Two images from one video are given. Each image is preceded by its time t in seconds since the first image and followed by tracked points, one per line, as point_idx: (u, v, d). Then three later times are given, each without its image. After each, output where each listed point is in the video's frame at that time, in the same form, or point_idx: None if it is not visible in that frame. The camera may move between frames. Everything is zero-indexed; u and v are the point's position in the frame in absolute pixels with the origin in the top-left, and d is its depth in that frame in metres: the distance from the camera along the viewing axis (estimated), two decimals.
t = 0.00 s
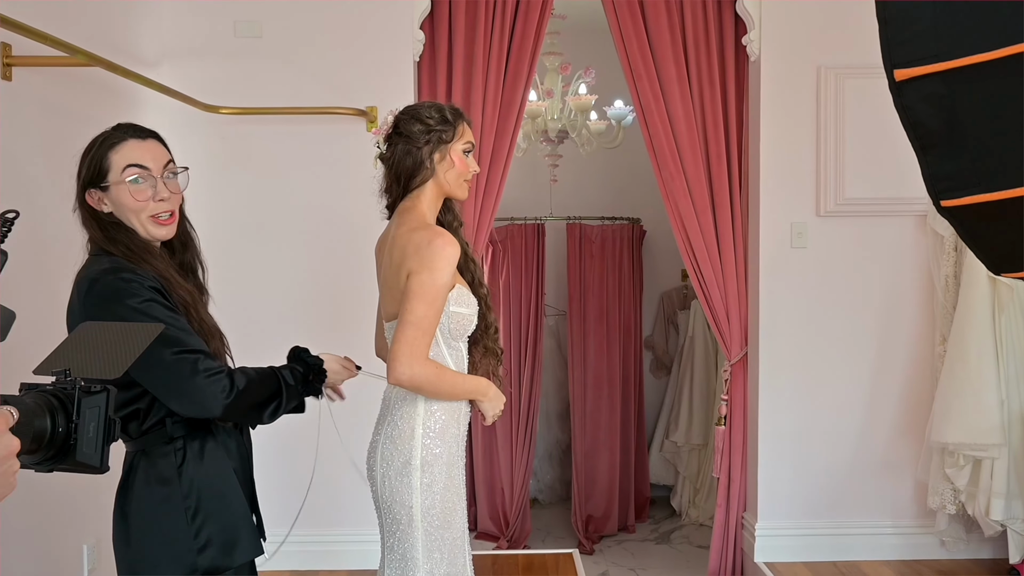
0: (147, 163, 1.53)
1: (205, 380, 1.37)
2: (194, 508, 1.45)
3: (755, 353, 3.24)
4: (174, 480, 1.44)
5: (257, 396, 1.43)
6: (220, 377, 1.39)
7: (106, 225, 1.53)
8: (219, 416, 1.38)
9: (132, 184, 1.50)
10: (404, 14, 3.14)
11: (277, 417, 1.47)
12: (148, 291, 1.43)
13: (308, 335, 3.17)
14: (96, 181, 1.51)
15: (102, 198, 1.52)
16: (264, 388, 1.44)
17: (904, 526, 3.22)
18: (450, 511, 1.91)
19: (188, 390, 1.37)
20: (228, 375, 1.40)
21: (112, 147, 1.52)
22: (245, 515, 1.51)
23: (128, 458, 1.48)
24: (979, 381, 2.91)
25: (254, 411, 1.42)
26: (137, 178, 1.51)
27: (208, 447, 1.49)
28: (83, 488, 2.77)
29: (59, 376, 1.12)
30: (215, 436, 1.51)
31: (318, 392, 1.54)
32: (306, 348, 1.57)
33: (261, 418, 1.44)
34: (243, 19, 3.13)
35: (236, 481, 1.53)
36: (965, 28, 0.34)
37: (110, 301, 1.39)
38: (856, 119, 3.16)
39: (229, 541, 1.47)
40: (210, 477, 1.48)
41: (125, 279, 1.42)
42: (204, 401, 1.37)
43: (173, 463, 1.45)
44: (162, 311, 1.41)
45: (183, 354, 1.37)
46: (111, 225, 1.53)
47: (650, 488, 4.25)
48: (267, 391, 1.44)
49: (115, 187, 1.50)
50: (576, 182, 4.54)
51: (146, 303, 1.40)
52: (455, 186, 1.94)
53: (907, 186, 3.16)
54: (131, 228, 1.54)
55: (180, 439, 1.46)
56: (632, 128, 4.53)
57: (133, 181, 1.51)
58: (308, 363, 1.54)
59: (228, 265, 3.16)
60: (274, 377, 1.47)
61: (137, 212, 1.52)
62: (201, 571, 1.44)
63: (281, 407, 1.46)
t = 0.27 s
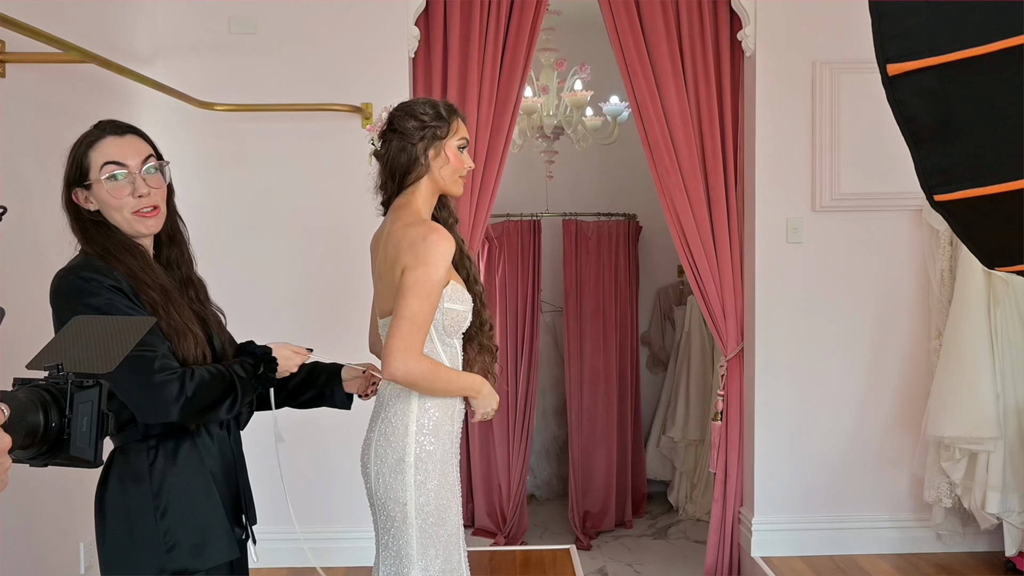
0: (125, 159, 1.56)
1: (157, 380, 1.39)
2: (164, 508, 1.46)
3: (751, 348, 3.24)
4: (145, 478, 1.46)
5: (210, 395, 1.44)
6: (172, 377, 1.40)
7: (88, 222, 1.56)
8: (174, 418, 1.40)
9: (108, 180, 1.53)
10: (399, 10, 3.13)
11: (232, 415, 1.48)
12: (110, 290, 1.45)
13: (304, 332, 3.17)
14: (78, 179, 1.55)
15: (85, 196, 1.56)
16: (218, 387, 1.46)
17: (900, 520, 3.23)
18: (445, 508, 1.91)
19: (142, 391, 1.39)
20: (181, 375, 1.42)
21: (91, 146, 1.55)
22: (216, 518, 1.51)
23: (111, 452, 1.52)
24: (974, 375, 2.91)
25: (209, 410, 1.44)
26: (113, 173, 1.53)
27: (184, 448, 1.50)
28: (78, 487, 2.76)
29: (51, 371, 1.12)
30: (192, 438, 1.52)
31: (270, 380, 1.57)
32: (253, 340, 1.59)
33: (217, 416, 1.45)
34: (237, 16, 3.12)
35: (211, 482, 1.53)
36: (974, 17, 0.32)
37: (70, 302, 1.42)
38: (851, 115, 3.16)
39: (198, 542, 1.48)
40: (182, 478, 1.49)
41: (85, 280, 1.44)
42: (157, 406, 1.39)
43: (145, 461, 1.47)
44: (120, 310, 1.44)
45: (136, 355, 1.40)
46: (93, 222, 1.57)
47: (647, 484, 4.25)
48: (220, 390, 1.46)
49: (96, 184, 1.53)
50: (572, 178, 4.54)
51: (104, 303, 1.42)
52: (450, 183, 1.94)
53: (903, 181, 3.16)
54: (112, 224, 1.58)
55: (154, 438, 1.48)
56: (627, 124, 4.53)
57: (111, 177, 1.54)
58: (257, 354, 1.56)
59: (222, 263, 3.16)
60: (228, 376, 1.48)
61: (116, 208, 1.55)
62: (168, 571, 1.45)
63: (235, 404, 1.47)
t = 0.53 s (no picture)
0: (123, 155, 1.55)
1: (130, 376, 1.40)
2: (135, 507, 1.47)
3: (748, 343, 3.25)
4: (120, 476, 1.48)
5: (180, 395, 1.44)
6: (143, 373, 1.41)
7: (86, 218, 1.56)
8: (144, 416, 1.41)
9: (107, 176, 1.53)
10: (395, 5, 3.13)
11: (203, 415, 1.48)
12: (91, 285, 1.45)
13: (301, 329, 3.17)
14: (76, 174, 1.55)
15: (84, 191, 1.56)
16: (188, 386, 1.45)
17: (897, 515, 3.24)
18: (444, 505, 1.91)
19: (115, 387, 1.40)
20: (153, 373, 1.42)
21: (90, 141, 1.55)
22: (187, 521, 1.51)
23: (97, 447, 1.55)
24: (971, 370, 2.92)
25: (179, 409, 1.44)
26: (111, 169, 1.53)
27: (161, 447, 1.51)
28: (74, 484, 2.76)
29: (41, 370, 1.12)
30: (172, 438, 1.53)
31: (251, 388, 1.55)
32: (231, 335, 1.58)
33: (187, 415, 1.46)
34: (233, 12, 3.11)
35: (188, 483, 1.53)
36: None
37: (50, 296, 1.43)
38: (848, 110, 3.16)
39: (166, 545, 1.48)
40: (156, 477, 1.50)
41: (66, 275, 1.44)
42: (127, 402, 1.40)
43: (121, 459, 1.48)
44: (98, 305, 1.43)
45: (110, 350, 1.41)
46: (91, 217, 1.57)
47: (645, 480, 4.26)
48: (191, 390, 1.46)
49: (94, 180, 1.53)
50: (569, 174, 4.54)
51: (83, 298, 1.42)
52: (447, 178, 1.93)
53: (901, 176, 3.16)
54: (110, 220, 1.58)
55: (133, 435, 1.50)
56: (625, 120, 4.52)
57: (109, 173, 1.53)
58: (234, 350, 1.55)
59: (219, 260, 3.15)
60: (201, 375, 1.48)
61: (114, 204, 1.55)
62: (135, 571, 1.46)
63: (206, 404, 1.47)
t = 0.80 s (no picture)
0: (118, 150, 1.55)
1: (128, 364, 1.40)
2: (131, 503, 1.47)
3: (746, 341, 3.25)
4: (116, 472, 1.48)
5: (178, 386, 1.44)
6: (143, 362, 1.41)
7: (82, 214, 1.56)
8: (143, 406, 1.40)
9: (101, 171, 1.53)
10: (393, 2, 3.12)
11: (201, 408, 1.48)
12: (90, 276, 1.44)
13: (299, 326, 3.16)
14: (71, 170, 1.54)
15: (79, 187, 1.55)
16: (187, 379, 1.45)
17: (895, 513, 3.24)
18: (442, 502, 1.91)
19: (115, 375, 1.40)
20: (152, 363, 1.42)
21: (85, 137, 1.55)
22: (183, 519, 1.51)
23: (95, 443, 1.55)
24: (969, 368, 2.92)
25: (177, 400, 1.44)
26: (106, 165, 1.53)
27: (157, 443, 1.51)
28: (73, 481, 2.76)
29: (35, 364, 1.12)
30: (168, 435, 1.53)
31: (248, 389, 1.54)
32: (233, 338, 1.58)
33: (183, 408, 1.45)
34: (230, 9, 3.11)
35: (184, 479, 1.53)
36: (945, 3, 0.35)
37: (51, 284, 1.43)
38: (847, 107, 3.16)
39: (160, 542, 1.48)
40: (152, 474, 1.49)
41: (66, 267, 1.44)
42: (128, 392, 1.40)
43: (117, 455, 1.49)
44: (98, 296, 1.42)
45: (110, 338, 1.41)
46: (87, 214, 1.56)
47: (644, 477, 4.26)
48: (190, 382, 1.45)
49: (89, 176, 1.53)
50: (567, 171, 4.53)
51: (82, 289, 1.42)
52: (447, 175, 1.93)
53: (899, 174, 3.15)
54: (106, 216, 1.57)
55: (130, 431, 1.51)
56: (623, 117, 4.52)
57: (103, 167, 1.53)
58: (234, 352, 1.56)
59: (218, 257, 3.15)
60: (199, 368, 1.48)
61: (110, 200, 1.55)
62: (130, 569, 1.46)
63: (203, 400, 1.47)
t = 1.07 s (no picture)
0: (115, 142, 1.55)
1: (122, 362, 1.39)
2: (128, 497, 1.47)
3: (747, 337, 3.24)
4: (113, 466, 1.47)
5: (172, 384, 1.43)
6: (137, 360, 1.41)
7: (79, 208, 1.56)
8: (137, 403, 1.40)
9: (99, 163, 1.52)
10: None
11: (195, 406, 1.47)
12: (85, 272, 1.44)
13: (299, 321, 3.16)
14: (68, 163, 1.54)
15: (77, 180, 1.55)
16: (181, 377, 1.44)
17: (894, 509, 3.24)
18: (442, 498, 1.90)
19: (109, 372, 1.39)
20: (146, 360, 1.41)
21: (82, 129, 1.55)
22: (180, 514, 1.50)
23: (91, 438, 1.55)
24: (969, 365, 2.92)
25: (170, 398, 1.43)
26: (103, 156, 1.52)
27: (154, 438, 1.51)
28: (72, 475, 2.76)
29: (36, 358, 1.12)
30: (165, 430, 1.52)
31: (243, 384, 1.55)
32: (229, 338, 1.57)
33: (174, 407, 1.44)
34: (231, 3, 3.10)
35: (181, 474, 1.52)
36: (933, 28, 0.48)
37: (46, 280, 1.42)
38: (848, 104, 3.15)
39: (157, 537, 1.47)
40: (149, 468, 1.49)
41: (61, 262, 1.43)
42: (121, 390, 1.39)
43: (115, 449, 1.48)
44: (93, 293, 1.42)
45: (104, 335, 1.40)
46: (85, 207, 1.56)
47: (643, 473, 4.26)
48: (184, 381, 1.45)
49: (86, 168, 1.52)
50: (568, 166, 4.52)
51: (77, 286, 1.41)
52: (449, 170, 1.92)
53: (900, 170, 3.15)
54: (104, 209, 1.57)
55: (127, 426, 1.50)
56: (625, 113, 4.51)
57: (100, 159, 1.52)
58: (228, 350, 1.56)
59: (218, 252, 3.15)
60: (193, 366, 1.47)
61: (107, 192, 1.54)
62: (127, 564, 1.45)
63: (196, 398, 1.46)
